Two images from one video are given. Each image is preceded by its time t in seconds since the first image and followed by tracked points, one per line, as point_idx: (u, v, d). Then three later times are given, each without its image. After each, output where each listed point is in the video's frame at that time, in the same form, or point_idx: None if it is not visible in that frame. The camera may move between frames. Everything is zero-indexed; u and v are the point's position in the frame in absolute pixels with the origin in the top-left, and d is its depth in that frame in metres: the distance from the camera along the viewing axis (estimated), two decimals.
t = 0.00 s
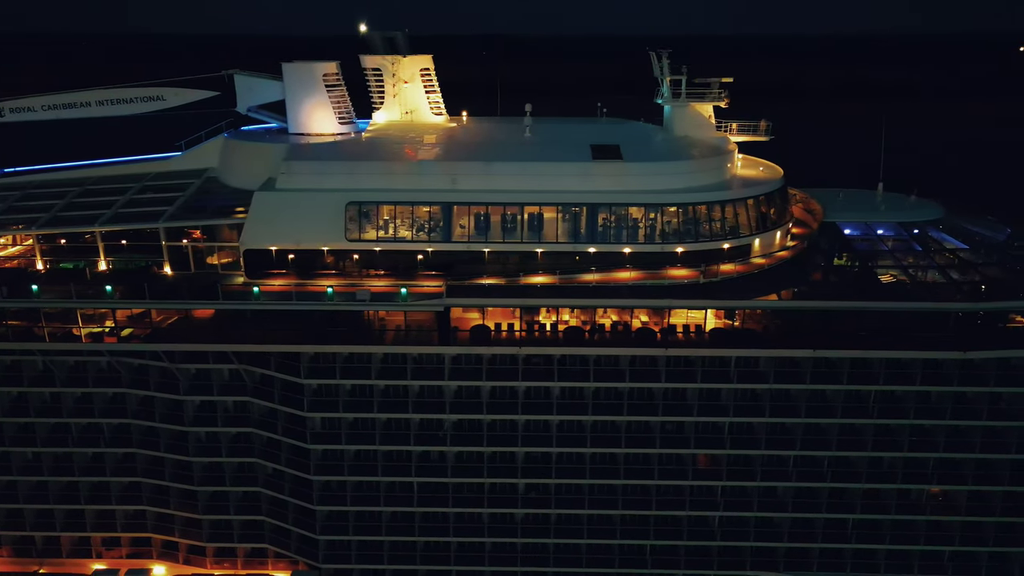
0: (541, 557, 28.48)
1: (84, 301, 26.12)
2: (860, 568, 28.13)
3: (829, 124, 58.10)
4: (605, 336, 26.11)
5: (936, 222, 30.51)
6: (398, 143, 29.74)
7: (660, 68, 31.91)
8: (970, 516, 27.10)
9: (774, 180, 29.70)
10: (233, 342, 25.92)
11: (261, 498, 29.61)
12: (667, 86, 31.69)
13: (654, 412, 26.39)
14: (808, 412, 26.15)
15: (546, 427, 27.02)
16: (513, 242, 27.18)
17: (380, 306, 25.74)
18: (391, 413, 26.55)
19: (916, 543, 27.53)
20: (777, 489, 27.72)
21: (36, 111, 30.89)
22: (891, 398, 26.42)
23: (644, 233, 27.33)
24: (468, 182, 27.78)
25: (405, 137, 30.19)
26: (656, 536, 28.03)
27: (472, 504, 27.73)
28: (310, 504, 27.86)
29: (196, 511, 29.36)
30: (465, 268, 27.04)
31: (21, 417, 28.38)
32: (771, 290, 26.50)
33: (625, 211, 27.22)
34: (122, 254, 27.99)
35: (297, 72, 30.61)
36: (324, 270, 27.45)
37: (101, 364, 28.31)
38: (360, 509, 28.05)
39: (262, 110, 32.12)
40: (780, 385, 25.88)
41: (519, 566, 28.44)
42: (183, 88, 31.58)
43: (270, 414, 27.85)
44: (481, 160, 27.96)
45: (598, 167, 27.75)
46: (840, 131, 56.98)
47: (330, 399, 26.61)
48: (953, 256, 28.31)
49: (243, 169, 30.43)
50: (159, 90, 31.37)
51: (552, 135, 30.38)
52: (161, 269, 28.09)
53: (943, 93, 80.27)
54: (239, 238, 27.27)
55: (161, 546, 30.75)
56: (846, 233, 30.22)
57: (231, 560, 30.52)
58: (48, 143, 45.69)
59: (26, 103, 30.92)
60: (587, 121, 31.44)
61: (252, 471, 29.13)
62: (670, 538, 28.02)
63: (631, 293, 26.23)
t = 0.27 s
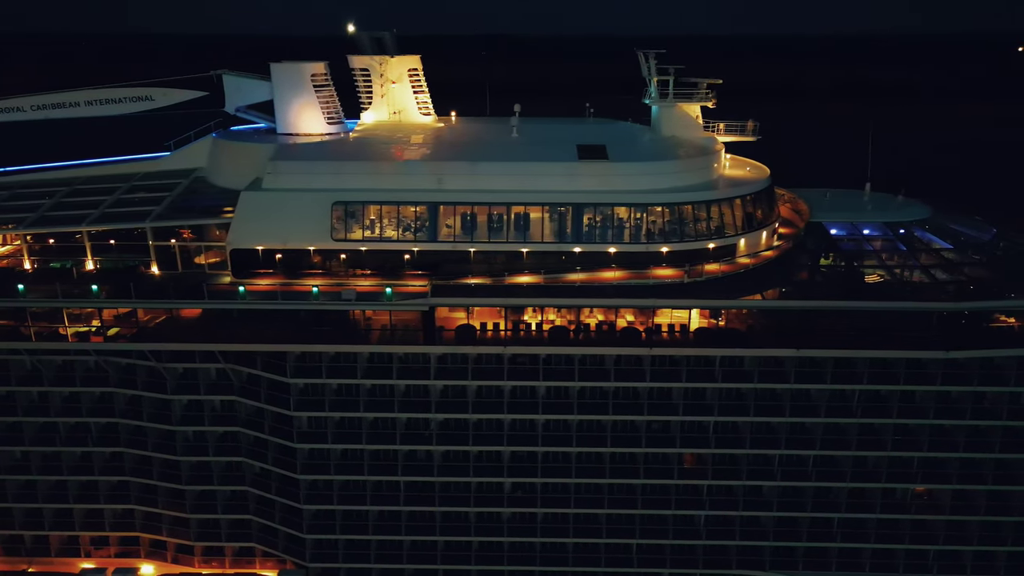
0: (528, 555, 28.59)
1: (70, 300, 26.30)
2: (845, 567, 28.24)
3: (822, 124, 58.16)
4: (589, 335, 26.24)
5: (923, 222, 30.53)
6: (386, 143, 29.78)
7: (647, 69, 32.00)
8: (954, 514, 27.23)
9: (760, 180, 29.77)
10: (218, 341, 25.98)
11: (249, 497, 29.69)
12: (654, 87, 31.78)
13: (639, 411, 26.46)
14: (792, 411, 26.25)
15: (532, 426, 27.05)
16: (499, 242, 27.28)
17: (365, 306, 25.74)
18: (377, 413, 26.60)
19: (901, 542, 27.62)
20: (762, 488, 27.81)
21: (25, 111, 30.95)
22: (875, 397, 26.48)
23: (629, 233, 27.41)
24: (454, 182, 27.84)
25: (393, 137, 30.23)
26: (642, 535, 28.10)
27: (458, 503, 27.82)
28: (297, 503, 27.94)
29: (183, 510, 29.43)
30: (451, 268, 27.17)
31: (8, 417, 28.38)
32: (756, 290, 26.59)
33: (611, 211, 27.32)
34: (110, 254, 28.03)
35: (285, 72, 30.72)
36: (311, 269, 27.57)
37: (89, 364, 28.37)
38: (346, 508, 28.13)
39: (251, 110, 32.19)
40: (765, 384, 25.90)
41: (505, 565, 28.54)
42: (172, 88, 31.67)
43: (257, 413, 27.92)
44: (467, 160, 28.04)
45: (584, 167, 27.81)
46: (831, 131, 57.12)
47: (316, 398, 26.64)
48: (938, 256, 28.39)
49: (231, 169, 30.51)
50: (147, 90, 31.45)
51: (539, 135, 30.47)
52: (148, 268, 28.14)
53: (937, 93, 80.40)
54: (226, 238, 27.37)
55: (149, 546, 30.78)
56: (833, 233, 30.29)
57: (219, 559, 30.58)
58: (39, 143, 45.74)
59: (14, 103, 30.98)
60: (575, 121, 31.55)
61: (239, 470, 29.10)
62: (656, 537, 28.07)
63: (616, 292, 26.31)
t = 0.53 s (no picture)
0: (515, 554, 28.68)
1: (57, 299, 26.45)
2: (831, 566, 28.33)
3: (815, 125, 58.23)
4: (575, 334, 26.29)
5: (910, 221, 30.55)
6: (373, 143, 29.83)
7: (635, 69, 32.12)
8: (939, 513, 27.29)
9: (747, 180, 29.80)
10: (204, 340, 25.89)
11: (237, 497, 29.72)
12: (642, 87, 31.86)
13: (623, 410, 26.55)
14: (777, 410, 26.32)
15: (517, 426, 27.13)
16: (485, 241, 27.37)
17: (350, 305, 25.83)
18: (363, 412, 26.63)
19: (886, 540, 27.74)
20: (748, 487, 27.87)
21: (15, 111, 31.03)
22: (860, 397, 26.55)
23: (615, 232, 27.49)
24: (440, 182, 27.90)
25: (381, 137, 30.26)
26: (628, 534, 28.09)
27: (445, 502, 27.90)
28: (284, 502, 28.02)
29: (172, 508, 29.49)
30: (437, 267, 27.25)
31: None
32: (740, 289, 26.68)
33: (596, 210, 27.42)
34: (98, 254, 28.08)
35: (273, 72, 30.82)
36: (297, 268, 27.69)
37: (77, 363, 28.42)
38: (334, 507, 28.22)
39: (240, 110, 32.26)
40: (750, 383, 25.90)
41: (492, 564, 28.57)
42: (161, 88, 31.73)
43: (244, 412, 27.99)
44: (454, 160, 28.10)
45: (570, 167, 27.84)
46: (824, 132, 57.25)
47: (302, 397, 26.71)
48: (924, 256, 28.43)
49: (219, 168, 30.57)
50: (137, 90, 31.52)
51: (526, 135, 30.56)
52: (136, 268, 28.21)
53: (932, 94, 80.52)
54: (213, 238, 27.46)
55: (137, 544, 30.81)
56: (819, 233, 30.38)
57: (207, 557, 30.63)
58: (31, 143, 45.79)
59: (5, 103, 31.07)
60: (563, 121, 31.63)
61: (227, 469, 29.11)
62: (643, 536, 28.09)
63: (601, 292, 26.35)
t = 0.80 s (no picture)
0: (502, 552, 28.71)
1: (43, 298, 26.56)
2: (816, 564, 28.44)
3: (808, 125, 58.25)
4: (561, 334, 26.32)
5: (896, 221, 30.63)
6: (361, 142, 29.90)
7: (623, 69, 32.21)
8: (925, 513, 27.30)
9: (733, 180, 29.91)
10: (190, 339, 26.05)
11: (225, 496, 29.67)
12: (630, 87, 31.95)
13: (608, 409, 26.68)
14: (762, 409, 26.39)
15: (503, 424, 27.23)
16: (471, 241, 27.44)
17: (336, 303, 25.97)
18: (349, 410, 26.67)
19: (871, 539, 27.84)
20: (734, 486, 27.92)
21: (5, 110, 31.12)
22: (844, 395, 26.64)
23: (601, 232, 27.55)
24: (427, 181, 27.98)
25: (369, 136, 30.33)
26: (615, 533, 28.02)
27: (431, 501, 28.02)
28: (271, 500, 28.09)
29: (160, 507, 29.53)
30: (423, 267, 27.33)
31: None
32: (725, 288, 26.81)
33: (582, 209, 27.49)
34: (85, 252, 28.09)
35: (261, 72, 30.89)
36: (284, 268, 27.76)
37: (64, 362, 28.45)
38: (321, 505, 28.30)
39: (229, 110, 32.33)
40: (734, 382, 25.94)
41: (479, 562, 28.53)
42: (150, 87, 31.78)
43: (231, 411, 28.05)
44: (440, 159, 28.18)
45: (556, 167, 27.93)
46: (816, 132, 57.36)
47: (288, 396, 26.84)
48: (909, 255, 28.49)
49: (208, 168, 30.64)
50: (125, 90, 31.57)
51: (514, 135, 30.65)
52: (123, 267, 28.26)
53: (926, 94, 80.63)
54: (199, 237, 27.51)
55: (125, 543, 30.82)
56: (806, 232, 30.46)
57: (196, 556, 30.68)
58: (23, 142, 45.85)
59: None
60: (550, 121, 31.69)
61: (215, 468, 29.14)
62: (629, 534, 28.07)
63: (586, 291, 26.44)
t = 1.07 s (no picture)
0: (489, 552, 28.64)
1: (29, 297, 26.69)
2: (801, 563, 28.57)
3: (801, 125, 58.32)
4: (548, 333, 26.38)
5: (883, 221, 30.68)
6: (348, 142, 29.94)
7: (611, 69, 32.29)
8: (909, 512, 27.35)
9: (719, 179, 30.00)
10: (176, 338, 26.08)
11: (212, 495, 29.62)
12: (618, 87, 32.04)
13: (593, 408, 26.77)
14: (746, 408, 26.49)
15: (489, 423, 27.29)
16: (457, 240, 27.47)
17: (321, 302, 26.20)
18: (334, 409, 26.68)
19: (856, 537, 27.90)
20: (720, 484, 27.99)
21: None
22: (829, 395, 26.69)
23: (586, 231, 27.61)
24: (413, 181, 28.04)
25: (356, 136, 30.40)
26: (601, 532, 28.05)
27: (418, 499, 28.15)
28: (258, 499, 28.17)
29: (147, 506, 29.57)
30: (409, 266, 27.39)
31: None
32: (708, 288, 27.03)
33: (568, 209, 27.57)
34: (72, 252, 28.08)
35: (250, 72, 30.96)
36: (271, 267, 27.84)
37: (52, 361, 28.49)
38: (308, 504, 28.39)
39: (218, 110, 32.42)
40: (719, 382, 25.92)
41: (465, 561, 28.55)
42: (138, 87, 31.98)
43: (218, 410, 28.12)
44: (426, 159, 28.25)
45: (542, 166, 28.00)
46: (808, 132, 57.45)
47: (275, 395, 26.81)
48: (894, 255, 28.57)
49: (196, 167, 30.70)
50: (114, 89, 31.77)
51: (501, 134, 30.74)
52: (110, 266, 28.25)
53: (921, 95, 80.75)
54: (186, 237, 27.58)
55: (113, 542, 30.89)
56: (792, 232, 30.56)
57: (184, 555, 30.77)
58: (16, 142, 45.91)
59: None
60: (539, 121, 31.76)
61: (203, 466, 29.26)
62: (615, 533, 28.07)
63: (570, 290, 26.69)
